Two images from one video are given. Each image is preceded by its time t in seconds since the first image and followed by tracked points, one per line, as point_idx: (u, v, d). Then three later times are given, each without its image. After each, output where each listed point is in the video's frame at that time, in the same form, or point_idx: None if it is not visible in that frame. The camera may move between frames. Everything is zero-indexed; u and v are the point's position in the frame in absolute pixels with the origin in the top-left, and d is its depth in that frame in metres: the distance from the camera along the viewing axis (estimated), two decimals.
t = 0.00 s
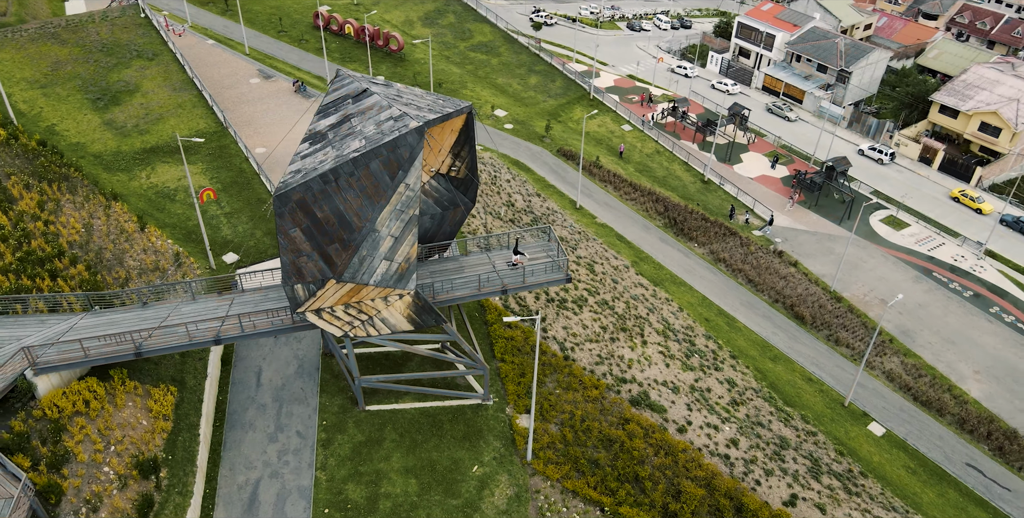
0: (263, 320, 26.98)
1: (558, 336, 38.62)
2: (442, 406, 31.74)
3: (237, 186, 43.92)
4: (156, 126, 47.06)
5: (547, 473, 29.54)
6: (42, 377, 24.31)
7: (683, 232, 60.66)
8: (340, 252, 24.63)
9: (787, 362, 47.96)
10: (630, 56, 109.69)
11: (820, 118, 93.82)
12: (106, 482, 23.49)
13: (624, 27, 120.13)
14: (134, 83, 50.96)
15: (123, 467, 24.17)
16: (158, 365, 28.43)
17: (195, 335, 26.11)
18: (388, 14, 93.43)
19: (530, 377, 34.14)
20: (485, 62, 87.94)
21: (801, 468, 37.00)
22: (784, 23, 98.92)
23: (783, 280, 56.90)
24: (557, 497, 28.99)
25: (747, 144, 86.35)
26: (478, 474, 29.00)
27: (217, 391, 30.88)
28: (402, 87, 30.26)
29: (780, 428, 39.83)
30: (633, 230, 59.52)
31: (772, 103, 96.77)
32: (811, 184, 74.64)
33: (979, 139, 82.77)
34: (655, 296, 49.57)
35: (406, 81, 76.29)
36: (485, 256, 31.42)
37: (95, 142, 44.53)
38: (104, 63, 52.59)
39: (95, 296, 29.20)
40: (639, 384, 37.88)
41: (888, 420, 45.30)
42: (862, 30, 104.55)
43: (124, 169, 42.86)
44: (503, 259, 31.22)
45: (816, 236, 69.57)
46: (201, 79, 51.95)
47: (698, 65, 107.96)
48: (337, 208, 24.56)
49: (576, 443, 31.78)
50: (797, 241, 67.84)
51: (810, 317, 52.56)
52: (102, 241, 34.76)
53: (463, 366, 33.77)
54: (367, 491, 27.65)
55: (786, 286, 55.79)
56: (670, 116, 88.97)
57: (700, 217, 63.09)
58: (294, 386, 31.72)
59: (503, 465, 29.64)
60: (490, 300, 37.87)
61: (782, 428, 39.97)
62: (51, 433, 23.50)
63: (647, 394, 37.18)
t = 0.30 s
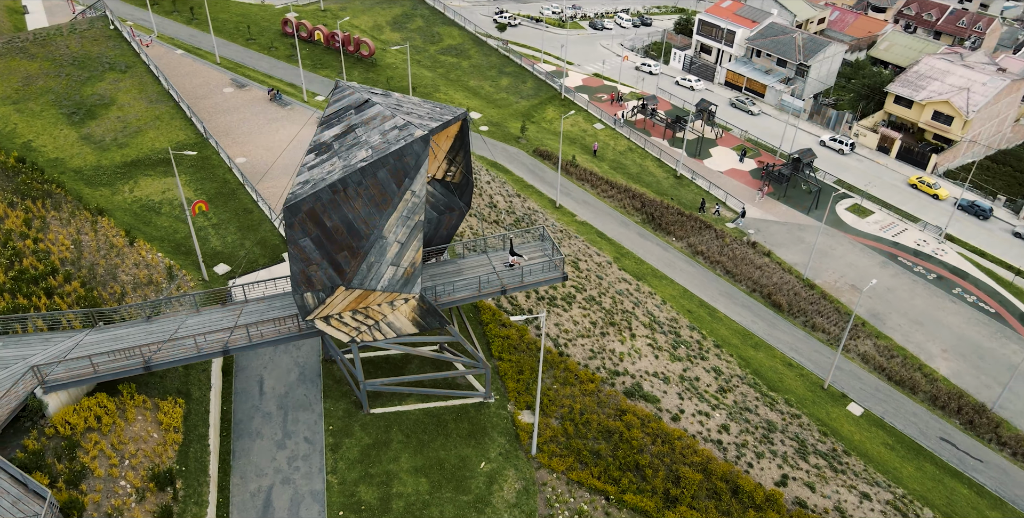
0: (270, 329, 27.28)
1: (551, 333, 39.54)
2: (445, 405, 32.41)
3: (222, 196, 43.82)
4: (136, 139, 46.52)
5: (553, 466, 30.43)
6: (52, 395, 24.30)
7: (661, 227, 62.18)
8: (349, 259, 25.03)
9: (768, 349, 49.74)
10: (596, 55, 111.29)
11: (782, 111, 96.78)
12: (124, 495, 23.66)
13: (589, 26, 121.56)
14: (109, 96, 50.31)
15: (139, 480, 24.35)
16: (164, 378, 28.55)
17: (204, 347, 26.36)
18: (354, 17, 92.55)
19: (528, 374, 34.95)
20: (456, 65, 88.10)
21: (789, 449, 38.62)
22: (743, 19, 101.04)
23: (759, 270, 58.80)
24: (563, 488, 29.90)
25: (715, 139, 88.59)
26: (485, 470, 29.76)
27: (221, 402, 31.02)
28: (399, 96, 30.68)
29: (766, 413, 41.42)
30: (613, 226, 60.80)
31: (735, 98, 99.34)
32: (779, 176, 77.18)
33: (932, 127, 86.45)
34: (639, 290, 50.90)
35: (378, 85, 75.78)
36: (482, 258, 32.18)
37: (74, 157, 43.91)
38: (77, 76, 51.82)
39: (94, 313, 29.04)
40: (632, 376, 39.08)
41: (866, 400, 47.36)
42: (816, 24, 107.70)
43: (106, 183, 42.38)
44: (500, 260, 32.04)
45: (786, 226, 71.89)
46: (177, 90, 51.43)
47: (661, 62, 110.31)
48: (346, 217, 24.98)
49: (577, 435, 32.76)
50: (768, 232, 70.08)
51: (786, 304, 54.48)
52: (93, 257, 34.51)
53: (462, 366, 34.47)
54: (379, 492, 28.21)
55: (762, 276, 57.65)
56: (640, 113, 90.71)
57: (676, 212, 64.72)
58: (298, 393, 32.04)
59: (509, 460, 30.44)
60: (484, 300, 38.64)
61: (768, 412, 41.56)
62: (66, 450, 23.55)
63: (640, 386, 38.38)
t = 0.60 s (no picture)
0: (279, 337, 27.69)
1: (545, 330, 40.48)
2: (448, 405, 33.13)
3: (208, 207, 43.71)
4: (116, 152, 45.99)
5: (557, 458, 31.39)
6: (64, 411, 24.45)
7: (640, 223, 63.63)
8: (358, 266, 25.68)
9: (749, 336, 51.51)
10: (563, 56, 112.60)
11: (745, 106, 99.44)
12: (143, 507, 23.92)
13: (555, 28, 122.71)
14: (85, 109, 49.69)
15: (156, 491, 24.61)
16: (170, 390, 28.71)
17: (213, 358, 26.69)
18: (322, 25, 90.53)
19: (527, 370, 35.83)
20: (428, 69, 87.45)
21: (776, 432, 40.26)
22: (705, 16, 104.13)
23: (735, 261, 60.64)
24: (569, 479, 30.88)
25: (684, 135, 90.66)
26: (493, 465, 30.58)
27: (226, 411, 31.25)
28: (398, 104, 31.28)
29: (752, 398, 43.06)
30: (593, 224, 62.01)
31: (700, 94, 101.69)
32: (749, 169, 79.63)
33: (889, 117, 89.91)
34: (624, 285, 52.18)
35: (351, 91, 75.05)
36: (480, 260, 33.11)
37: (55, 173, 43.31)
38: (50, 91, 51.09)
39: (93, 330, 28.90)
40: (625, 368, 40.30)
41: (844, 382, 49.41)
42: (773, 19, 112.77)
43: (90, 197, 41.92)
44: (497, 262, 32.96)
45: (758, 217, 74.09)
46: (155, 102, 50.91)
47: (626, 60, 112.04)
48: (355, 224, 25.61)
49: (577, 428, 33.79)
50: (741, 224, 72.20)
51: (764, 293, 56.37)
52: (86, 273, 34.28)
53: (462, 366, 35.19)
54: (391, 492, 28.83)
55: (739, 267, 59.49)
56: (610, 112, 92.17)
57: (653, 208, 66.31)
58: (302, 399, 32.43)
59: (515, 454, 31.31)
60: (478, 301, 39.48)
61: (754, 398, 43.19)
62: (82, 465, 23.72)
63: (633, 377, 39.61)
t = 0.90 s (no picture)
0: (287, 344, 28.14)
1: (540, 328, 41.36)
2: (451, 404, 33.78)
3: (197, 218, 43.57)
4: (100, 165, 45.50)
5: (560, 451, 32.29)
6: (76, 425, 24.58)
7: (621, 220, 64.92)
8: (366, 272, 26.36)
9: (732, 327, 53.11)
10: (533, 56, 113.56)
11: (714, 102, 101.73)
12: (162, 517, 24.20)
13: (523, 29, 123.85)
14: (64, 123, 49.13)
15: (173, 501, 24.88)
16: (178, 400, 28.88)
17: (222, 367, 27.00)
18: (293, 30, 89.11)
19: (525, 367, 36.69)
20: (403, 73, 86.98)
21: (765, 417, 41.76)
22: (671, 15, 106.84)
23: (715, 254, 62.34)
24: (573, 471, 31.80)
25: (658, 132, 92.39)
26: (499, 461, 31.37)
27: (232, 419, 31.47)
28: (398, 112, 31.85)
29: (739, 386, 44.55)
30: (576, 222, 63.11)
31: (669, 92, 103.68)
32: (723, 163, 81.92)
33: (852, 110, 92.90)
34: (610, 281, 53.29)
35: (328, 94, 74.85)
36: (477, 262, 33.93)
37: (38, 189, 42.82)
38: (27, 105, 50.41)
39: (95, 345, 28.85)
40: (618, 362, 41.43)
41: (824, 367, 51.29)
42: (734, 17, 116.64)
43: (76, 211, 41.50)
44: (495, 263, 33.80)
45: (733, 211, 76.02)
46: (135, 113, 50.45)
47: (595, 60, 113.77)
48: (363, 231, 26.23)
49: (577, 421, 34.75)
50: (717, 218, 74.01)
51: (744, 285, 58.10)
52: (81, 287, 34.08)
53: (461, 365, 35.85)
54: (401, 491, 29.43)
55: (719, 260, 61.12)
56: (585, 111, 93.41)
57: (633, 205, 67.71)
58: (306, 405, 32.82)
59: (520, 449, 32.14)
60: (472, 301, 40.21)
61: (742, 386, 44.69)
62: (99, 478, 23.93)
63: (626, 371, 40.77)
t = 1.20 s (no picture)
0: (296, 352, 28.67)
1: (532, 325, 42.45)
2: (454, 403, 34.61)
3: (185, 231, 43.45)
4: (81, 182, 45.05)
5: (564, 443, 33.41)
6: (93, 441, 24.80)
7: (599, 218, 66.39)
8: (376, 278, 26.96)
9: (713, 317, 54.96)
10: (498, 59, 114.56)
11: (677, 99, 104.56)
12: None
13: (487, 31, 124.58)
14: (40, 141, 48.48)
15: (194, 511, 25.25)
16: (187, 412, 29.11)
17: (234, 377, 27.41)
18: (261, 38, 87.87)
19: (523, 364, 37.73)
20: (372, 80, 86.50)
21: (751, 402, 43.51)
22: (631, 15, 109.35)
23: (691, 248, 64.30)
24: (577, 462, 32.94)
25: (627, 131, 94.41)
26: (506, 456, 32.33)
27: (240, 429, 31.78)
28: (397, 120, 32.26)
29: (724, 373, 46.28)
30: (555, 222, 64.36)
31: (634, 90, 106.01)
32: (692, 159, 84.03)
33: (810, 103, 96.18)
34: (593, 277, 54.59)
35: (301, 103, 74.29)
36: (474, 264, 34.75)
37: (20, 208, 42.28)
38: None
39: (101, 362, 28.85)
40: (609, 356, 42.80)
41: (802, 352, 53.46)
42: (691, 14, 121.61)
43: (61, 229, 41.11)
44: (492, 264, 34.67)
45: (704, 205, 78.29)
46: (112, 128, 49.96)
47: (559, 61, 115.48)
48: (373, 239, 26.79)
49: (576, 413, 35.92)
50: (690, 212, 76.15)
51: (721, 276, 60.15)
52: (76, 305, 33.94)
53: (461, 365, 36.66)
54: (414, 490, 30.18)
55: (695, 254, 63.08)
56: (554, 112, 94.84)
57: (609, 203, 69.27)
58: (312, 411, 33.30)
59: (525, 443, 33.16)
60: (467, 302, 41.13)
61: (727, 372, 46.44)
62: (120, 491, 24.20)
63: (619, 364, 42.15)
